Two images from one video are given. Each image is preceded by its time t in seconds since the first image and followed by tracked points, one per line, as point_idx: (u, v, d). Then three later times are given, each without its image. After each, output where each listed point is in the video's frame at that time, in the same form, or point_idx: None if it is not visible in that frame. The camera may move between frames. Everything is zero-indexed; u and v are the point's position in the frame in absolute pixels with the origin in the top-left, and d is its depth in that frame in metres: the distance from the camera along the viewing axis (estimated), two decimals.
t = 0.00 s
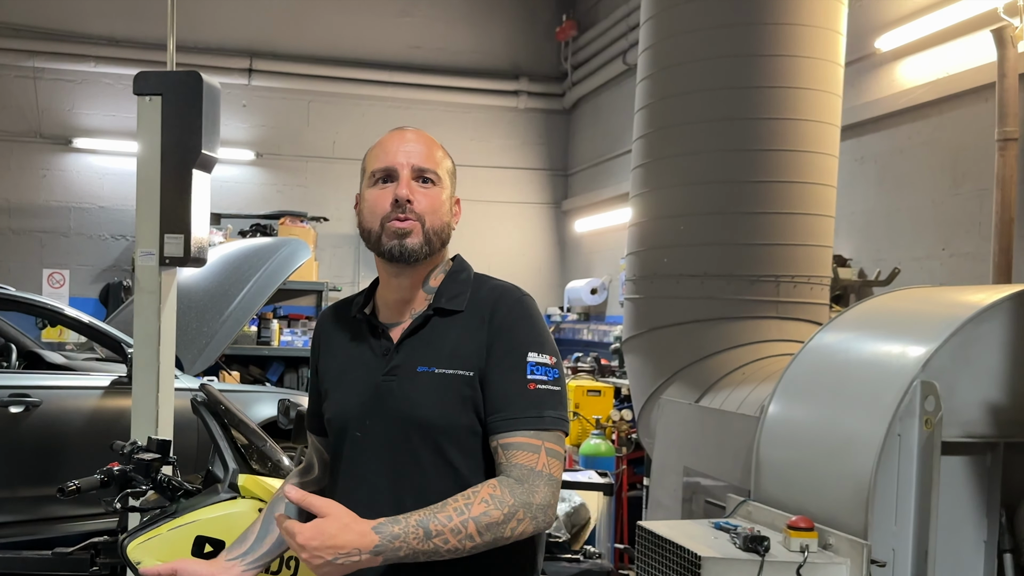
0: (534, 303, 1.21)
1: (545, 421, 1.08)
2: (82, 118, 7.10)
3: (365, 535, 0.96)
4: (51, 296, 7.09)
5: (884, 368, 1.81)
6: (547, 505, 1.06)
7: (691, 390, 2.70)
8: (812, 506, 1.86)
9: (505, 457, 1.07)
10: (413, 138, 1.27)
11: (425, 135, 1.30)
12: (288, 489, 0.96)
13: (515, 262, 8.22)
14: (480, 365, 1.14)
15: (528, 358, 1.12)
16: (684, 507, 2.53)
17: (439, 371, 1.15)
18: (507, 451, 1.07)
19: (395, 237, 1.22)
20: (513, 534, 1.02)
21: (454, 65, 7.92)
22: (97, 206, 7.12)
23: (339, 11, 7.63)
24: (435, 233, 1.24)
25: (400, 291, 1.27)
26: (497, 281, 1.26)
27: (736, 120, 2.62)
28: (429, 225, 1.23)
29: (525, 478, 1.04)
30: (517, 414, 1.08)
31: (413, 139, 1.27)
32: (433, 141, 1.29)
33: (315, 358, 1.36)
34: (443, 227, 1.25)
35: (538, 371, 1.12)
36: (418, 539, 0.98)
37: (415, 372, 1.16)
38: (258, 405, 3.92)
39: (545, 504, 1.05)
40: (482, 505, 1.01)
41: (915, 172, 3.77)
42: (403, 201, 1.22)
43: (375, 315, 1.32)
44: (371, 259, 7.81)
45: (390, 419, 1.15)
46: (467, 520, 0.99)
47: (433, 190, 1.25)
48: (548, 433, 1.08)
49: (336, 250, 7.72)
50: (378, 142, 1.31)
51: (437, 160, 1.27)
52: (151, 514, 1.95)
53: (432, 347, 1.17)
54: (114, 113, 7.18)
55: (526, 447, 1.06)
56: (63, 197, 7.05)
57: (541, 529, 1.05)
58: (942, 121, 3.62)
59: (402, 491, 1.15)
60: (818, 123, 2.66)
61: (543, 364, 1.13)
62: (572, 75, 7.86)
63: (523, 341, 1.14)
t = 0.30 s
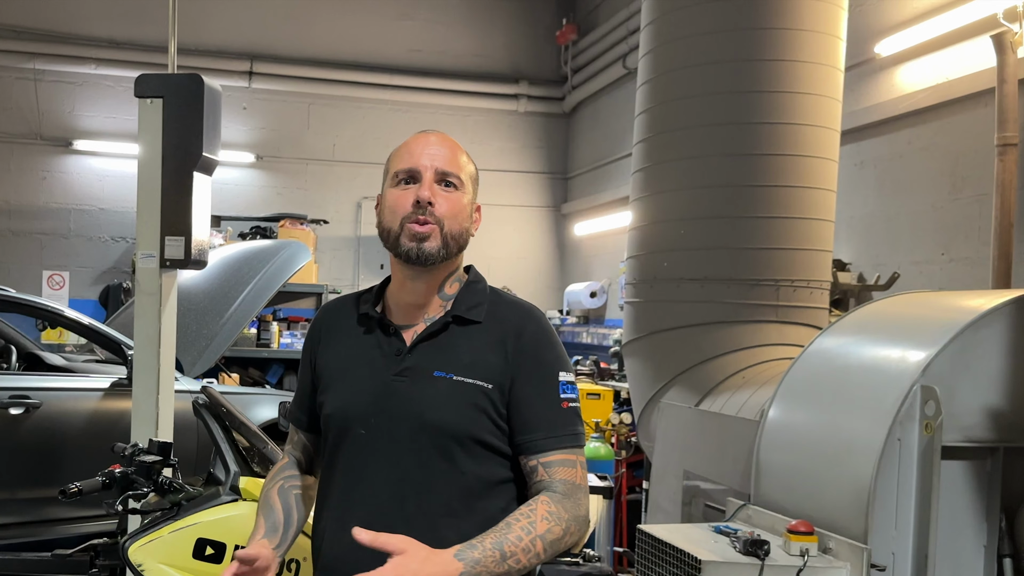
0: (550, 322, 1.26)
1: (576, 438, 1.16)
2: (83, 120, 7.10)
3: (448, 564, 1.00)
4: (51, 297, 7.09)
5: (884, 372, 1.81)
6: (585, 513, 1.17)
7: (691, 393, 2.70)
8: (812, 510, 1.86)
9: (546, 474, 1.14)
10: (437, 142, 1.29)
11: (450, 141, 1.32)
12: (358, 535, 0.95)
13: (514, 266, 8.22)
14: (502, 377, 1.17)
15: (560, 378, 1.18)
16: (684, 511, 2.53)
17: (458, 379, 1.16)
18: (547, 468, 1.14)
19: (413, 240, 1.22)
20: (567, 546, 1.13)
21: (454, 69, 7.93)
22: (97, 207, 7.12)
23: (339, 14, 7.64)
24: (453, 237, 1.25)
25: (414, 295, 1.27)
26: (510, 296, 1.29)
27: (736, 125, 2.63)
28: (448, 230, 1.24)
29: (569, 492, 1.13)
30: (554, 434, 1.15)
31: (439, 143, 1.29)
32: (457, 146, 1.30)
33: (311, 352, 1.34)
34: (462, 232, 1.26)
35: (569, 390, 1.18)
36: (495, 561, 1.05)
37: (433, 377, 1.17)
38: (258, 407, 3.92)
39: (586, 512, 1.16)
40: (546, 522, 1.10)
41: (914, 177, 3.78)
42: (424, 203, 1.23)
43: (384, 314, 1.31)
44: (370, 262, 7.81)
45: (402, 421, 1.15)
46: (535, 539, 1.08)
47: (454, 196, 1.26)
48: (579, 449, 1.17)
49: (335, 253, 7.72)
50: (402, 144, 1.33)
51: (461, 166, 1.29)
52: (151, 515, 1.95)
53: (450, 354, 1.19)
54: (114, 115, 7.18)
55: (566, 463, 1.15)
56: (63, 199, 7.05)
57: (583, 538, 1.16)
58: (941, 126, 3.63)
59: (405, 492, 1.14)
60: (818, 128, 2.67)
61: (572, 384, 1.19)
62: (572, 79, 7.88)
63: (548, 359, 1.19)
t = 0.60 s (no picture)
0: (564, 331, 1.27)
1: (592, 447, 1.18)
2: (83, 121, 7.10)
3: (466, 556, 1.03)
4: (50, 298, 7.08)
5: (886, 375, 1.81)
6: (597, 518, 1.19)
7: (690, 396, 2.70)
8: (812, 513, 1.86)
9: (562, 480, 1.16)
10: (454, 144, 1.29)
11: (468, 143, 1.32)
12: (375, 523, 0.99)
13: (513, 268, 8.22)
14: (519, 384, 1.18)
15: (577, 386, 1.19)
16: (684, 514, 2.53)
17: (475, 383, 1.16)
18: (563, 475, 1.16)
19: (427, 242, 1.22)
20: (579, 549, 1.15)
21: (455, 71, 7.94)
22: (96, 209, 7.12)
23: (340, 16, 7.65)
24: (469, 241, 1.25)
25: (427, 297, 1.27)
26: (524, 303, 1.30)
27: (736, 128, 2.64)
28: (463, 233, 1.24)
29: (586, 496, 1.16)
30: (573, 442, 1.16)
31: (456, 144, 1.29)
32: (475, 148, 1.31)
33: (319, 351, 1.32)
34: (477, 236, 1.26)
35: (585, 399, 1.20)
36: (514, 556, 1.07)
37: (451, 381, 1.17)
38: (258, 409, 3.92)
39: (598, 518, 1.19)
40: (563, 524, 1.13)
41: (914, 181, 3.79)
42: (438, 206, 1.23)
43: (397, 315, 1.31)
44: (370, 264, 7.81)
45: (419, 425, 1.15)
46: (553, 538, 1.11)
47: (469, 199, 1.26)
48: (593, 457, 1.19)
49: (335, 255, 7.72)
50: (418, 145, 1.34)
51: (478, 169, 1.29)
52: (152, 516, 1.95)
53: (468, 358, 1.19)
54: (114, 116, 7.18)
55: (582, 471, 1.17)
56: (63, 200, 7.05)
57: (593, 543, 1.19)
58: (941, 130, 3.63)
59: (418, 496, 1.14)
60: (818, 131, 2.67)
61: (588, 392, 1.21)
62: (572, 82, 7.89)
63: (566, 368, 1.20)
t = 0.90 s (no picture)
0: (565, 328, 1.24)
1: (584, 445, 1.13)
2: (83, 121, 7.10)
3: (414, 506, 0.99)
4: (49, 298, 7.07)
5: (886, 376, 1.81)
6: (585, 523, 1.11)
7: (690, 398, 2.70)
8: (811, 514, 1.86)
9: (544, 476, 1.10)
10: (430, 143, 1.28)
11: (454, 140, 1.31)
12: (351, 440, 0.98)
13: (513, 269, 8.22)
14: (509, 380, 1.16)
15: (568, 383, 1.15)
16: (683, 515, 2.53)
17: (465, 379, 1.15)
18: (546, 471, 1.10)
19: (406, 247, 1.22)
20: (551, 548, 1.06)
21: (455, 72, 7.94)
22: (96, 209, 7.11)
23: (340, 16, 7.65)
24: (451, 238, 1.23)
25: (424, 297, 1.28)
26: (528, 301, 1.28)
27: (735, 129, 2.64)
28: (441, 232, 1.23)
29: (569, 495, 1.08)
30: (560, 439, 1.12)
31: (439, 142, 1.28)
32: (452, 143, 1.29)
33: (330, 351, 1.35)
34: (461, 231, 1.25)
35: (576, 397, 1.15)
36: (465, 525, 1.02)
37: (441, 377, 1.16)
38: (257, 409, 3.92)
39: (584, 523, 1.10)
40: (532, 510, 1.05)
41: (914, 182, 3.79)
42: (413, 208, 1.22)
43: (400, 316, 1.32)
44: (369, 264, 7.81)
45: (410, 421, 1.15)
46: (514, 521, 1.03)
47: (447, 195, 1.24)
48: (586, 456, 1.13)
49: (335, 255, 7.72)
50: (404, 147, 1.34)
51: (455, 164, 1.27)
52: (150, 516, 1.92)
53: (460, 355, 1.18)
54: (114, 116, 7.18)
55: (569, 469, 1.10)
56: (63, 200, 7.05)
57: (575, 550, 1.10)
58: (941, 131, 3.64)
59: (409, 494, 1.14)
60: (818, 132, 2.67)
61: (581, 390, 1.16)
62: (571, 83, 7.89)
63: (558, 365, 1.17)
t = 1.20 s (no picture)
0: (541, 316, 1.10)
1: (524, 444, 1.00)
2: (83, 120, 7.10)
3: (325, 509, 0.95)
4: (49, 297, 7.07)
5: (885, 376, 1.81)
6: (519, 530, 0.97)
7: (690, 397, 2.70)
8: (812, 514, 1.85)
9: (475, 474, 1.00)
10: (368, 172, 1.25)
11: (385, 159, 1.24)
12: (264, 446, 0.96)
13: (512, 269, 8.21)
14: (461, 375, 1.09)
15: (515, 375, 1.03)
16: (683, 514, 2.53)
17: (423, 375, 1.13)
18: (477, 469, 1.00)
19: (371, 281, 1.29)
20: (470, 551, 0.96)
21: (455, 71, 7.94)
22: (96, 207, 7.11)
23: (340, 15, 7.65)
24: (384, 269, 1.22)
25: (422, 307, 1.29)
26: (522, 295, 1.17)
27: (736, 129, 2.64)
28: (373, 267, 1.23)
29: (495, 497, 0.97)
30: (493, 435, 1.00)
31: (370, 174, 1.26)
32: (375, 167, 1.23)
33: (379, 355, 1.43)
34: (389, 260, 1.21)
35: (526, 391, 1.02)
36: (375, 528, 0.96)
37: (408, 374, 1.16)
38: (256, 409, 3.92)
39: (513, 529, 0.97)
40: (445, 511, 0.97)
41: (914, 182, 3.79)
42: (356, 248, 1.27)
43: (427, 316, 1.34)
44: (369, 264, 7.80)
45: (381, 419, 1.17)
46: (424, 523, 0.96)
47: (369, 228, 1.22)
48: (529, 456, 0.99)
49: (335, 254, 7.71)
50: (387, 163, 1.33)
51: (369, 194, 1.21)
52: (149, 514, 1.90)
53: (430, 352, 1.16)
54: (115, 115, 7.18)
55: (502, 468, 0.99)
56: (63, 199, 7.04)
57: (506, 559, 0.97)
58: (942, 131, 3.63)
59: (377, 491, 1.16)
60: (818, 132, 2.67)
61: (532, 384, 1.03)
62: (572, 83, 7.89)
63: (509, 355, 1.05)
